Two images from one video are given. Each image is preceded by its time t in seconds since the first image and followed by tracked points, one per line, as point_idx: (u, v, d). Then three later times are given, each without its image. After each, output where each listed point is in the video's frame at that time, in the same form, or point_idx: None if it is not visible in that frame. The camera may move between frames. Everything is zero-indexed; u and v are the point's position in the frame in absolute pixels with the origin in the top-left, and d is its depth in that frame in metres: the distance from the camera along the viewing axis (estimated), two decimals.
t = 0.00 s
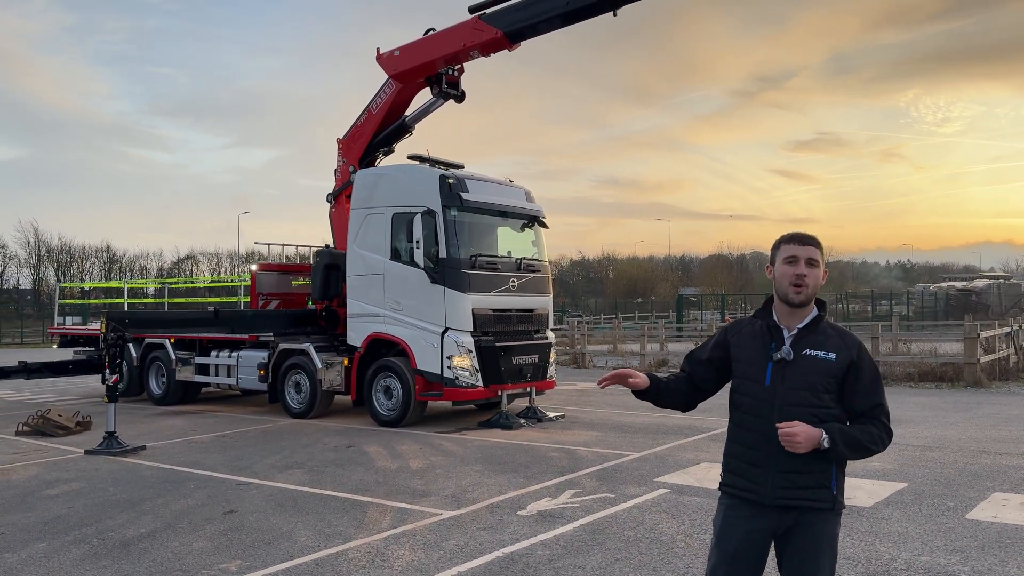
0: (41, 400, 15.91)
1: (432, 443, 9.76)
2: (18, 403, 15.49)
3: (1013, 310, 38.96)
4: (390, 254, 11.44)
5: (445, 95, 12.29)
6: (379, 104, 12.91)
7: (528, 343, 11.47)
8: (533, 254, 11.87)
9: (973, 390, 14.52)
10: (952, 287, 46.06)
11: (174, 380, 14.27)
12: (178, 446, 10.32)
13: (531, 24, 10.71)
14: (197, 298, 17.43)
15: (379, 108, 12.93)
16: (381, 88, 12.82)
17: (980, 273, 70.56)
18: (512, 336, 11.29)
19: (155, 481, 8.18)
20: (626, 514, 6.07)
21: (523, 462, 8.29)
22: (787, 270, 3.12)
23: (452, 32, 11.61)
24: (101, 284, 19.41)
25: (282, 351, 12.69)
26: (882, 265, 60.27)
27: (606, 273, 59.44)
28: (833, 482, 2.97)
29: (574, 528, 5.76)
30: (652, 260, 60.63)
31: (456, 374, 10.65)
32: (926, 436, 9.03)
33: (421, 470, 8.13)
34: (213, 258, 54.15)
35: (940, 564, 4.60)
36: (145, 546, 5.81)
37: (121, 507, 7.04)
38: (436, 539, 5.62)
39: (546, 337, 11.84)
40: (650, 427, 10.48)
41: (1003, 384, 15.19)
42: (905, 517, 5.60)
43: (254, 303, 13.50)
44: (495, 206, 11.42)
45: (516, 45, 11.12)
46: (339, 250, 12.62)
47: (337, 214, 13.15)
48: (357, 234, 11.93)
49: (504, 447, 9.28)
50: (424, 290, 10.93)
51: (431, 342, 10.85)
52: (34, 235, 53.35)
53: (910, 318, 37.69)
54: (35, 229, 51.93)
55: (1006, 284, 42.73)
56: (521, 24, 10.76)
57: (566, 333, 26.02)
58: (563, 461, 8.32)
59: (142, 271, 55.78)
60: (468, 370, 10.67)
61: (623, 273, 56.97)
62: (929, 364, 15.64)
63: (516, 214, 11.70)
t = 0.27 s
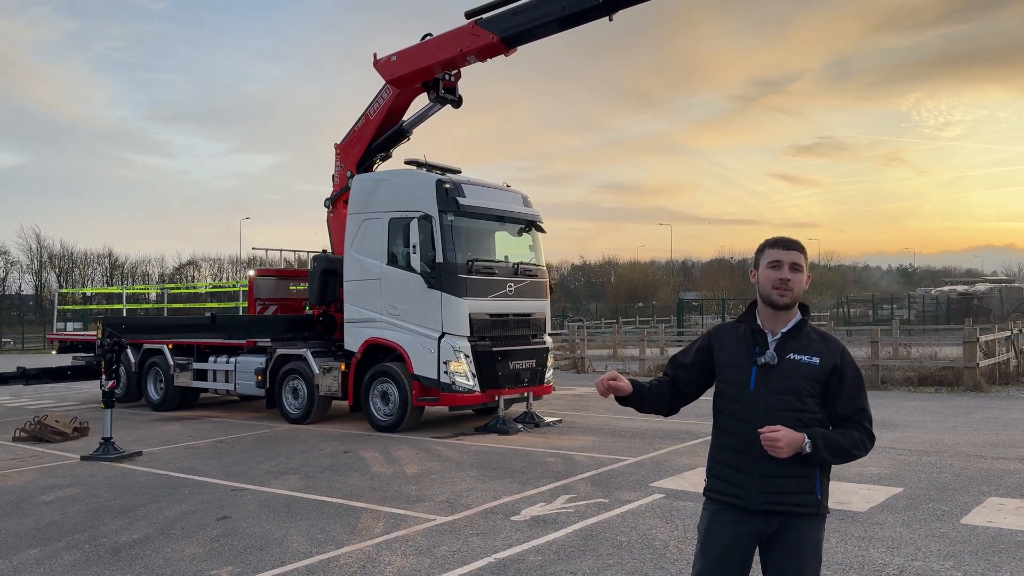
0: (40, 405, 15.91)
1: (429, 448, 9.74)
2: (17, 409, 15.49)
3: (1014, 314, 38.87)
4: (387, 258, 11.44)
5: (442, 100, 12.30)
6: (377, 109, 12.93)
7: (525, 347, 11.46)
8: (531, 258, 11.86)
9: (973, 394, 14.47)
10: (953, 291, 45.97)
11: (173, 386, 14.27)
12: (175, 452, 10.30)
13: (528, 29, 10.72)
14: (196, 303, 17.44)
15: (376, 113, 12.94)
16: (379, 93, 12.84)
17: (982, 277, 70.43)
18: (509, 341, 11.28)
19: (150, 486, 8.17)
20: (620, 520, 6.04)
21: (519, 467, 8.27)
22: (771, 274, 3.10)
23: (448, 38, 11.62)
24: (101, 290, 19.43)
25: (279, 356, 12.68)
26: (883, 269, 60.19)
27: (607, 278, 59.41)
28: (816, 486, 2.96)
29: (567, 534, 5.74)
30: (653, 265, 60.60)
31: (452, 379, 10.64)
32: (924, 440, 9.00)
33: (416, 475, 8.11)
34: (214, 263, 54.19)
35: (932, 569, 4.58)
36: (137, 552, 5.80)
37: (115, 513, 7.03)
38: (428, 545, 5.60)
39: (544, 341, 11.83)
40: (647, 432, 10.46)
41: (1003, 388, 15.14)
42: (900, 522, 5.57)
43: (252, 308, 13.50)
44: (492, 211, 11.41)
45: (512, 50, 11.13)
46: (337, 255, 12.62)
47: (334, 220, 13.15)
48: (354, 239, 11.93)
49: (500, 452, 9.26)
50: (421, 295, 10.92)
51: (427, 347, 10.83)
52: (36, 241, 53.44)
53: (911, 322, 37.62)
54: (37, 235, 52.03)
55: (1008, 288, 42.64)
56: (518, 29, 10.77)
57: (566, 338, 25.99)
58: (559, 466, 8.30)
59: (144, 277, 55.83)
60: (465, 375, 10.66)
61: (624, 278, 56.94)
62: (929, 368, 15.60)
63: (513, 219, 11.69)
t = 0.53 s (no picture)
0: (39, 410, 15.90)
1: (425, 452, 9.73)
2: (15, 414, 15.48)
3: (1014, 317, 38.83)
4: (384, 263, 11.44)
5: (440, 104, 12.32)
6: (374, 114, 12.94)
7: (522, 352, 11.45)
8: (528, 262, 11.86)
9: (972, 398, 14.44)
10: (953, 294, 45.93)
11: (170, 390, 14.26)
12: (171, 456, 10.29)
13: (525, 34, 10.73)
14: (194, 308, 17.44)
15: (373, 118, 12.95)
16: (376, 98, 12.85)
17: (983, 280, 70.41)
18: (507, 345, 11.27)
19: (145, 491, 8.15)
20: (614, 525, 6.03)
21: (515, 472, 8.25)
22: (755, 278, 3.10)
23: (444, 42, 11.64)
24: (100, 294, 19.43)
25: (277, 360, 12.68)
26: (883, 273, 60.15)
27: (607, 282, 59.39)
28: (801, 492, 2.95)
29: (561, 538, 5.73)
30: (653, 269, 60.60)
31: (449, 384, 10.63)
32: (920, 444, 8.99)
33: (412, 480, 8.09)
34: (214, 268, 54.22)
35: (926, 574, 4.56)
36: (131, 557, 5.78)
37: (110, 518, 7.02)
38: (422, 550, 5.59)
39: (541, 345, 11.82)
40: (644, 436, 10.44)
41: (1002, 391, 15.11)
42: (894, 526, 5.55)
43: (249, 313, 13.49)
44: (489, 215, 11.41)
45: (509, 54, 11.15)
46: (334, 259, 12.62)
47: (332, 224, 13.15)
48: (351, 243, 11.94)
49: (496, 457, 9.25)
50: (418, 299, 10.92)
51: (424, 351, 10.83)
52: (36, 246, 53.47)
53: (911, 325, 37.60)
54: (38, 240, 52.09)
55: (1008, 291, 42.60)
56: (515, 33, 10.78)
57: (565, 342, 25.96)
58: (555, 470, 8.29)
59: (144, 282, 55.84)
60: (461, 379, 10.64)
61: (624, 282, 56.93)
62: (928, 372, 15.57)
63: (510, 223, 11.69)
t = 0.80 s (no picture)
0: (35, 413, 15.85)
1: (421, 454, 9.70)
2: (11, 416, 15.43)
3: (1012, 318, 38.87)
4: (380, 265, 11.43)
5: (436, 106, 12.31)
6: (371, 116, 12.94)
7: (519, 353, 11.43)
8: (525, 264, 11.85)
9: (969, 399, 14.45)
10: (950, 296, 45.99)
11: (167, 393, 14.22)
12: (167, 459, 10.26)
13: (521, 35, 10.74)
14: (191, 310, 17.40)
15: (370, 119, 12.95)
16: (372, 100, 12.85)
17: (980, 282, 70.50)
18: (503, 347, 11.25)
19: (141, 494, 8.12)
20: (610, 526, 6.01)
21: (511, 474, 8.23)
22: (746, 277, 3.10)
23: (441, 44, 11.64)
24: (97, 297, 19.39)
25: (273, 363, 12.65)
26: (881, 275, 60.23)
27: (605, 284, 59.40)
28: (793, 492, 2.93)
29: (557, 540, 5.71)
30: (651, 271, 60.61)
31: (446, 385, 10.61)
32: (917, 445, 8.98)
33: (408, 481, 8.07)
34: (212, 270, 54.13)
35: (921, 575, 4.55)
36: (125, 560, 5.76)
37: (104, 520, 6.99)
38: (417, 552, 5.57)
39: (538, 347, 11.81)
40: (641, 438, 10.42)
41: (999, 392, 15.12)
42: (890, 527, 5.54)
43: (246, 315, 13.46)
44: (486, 217, 11.40)
45: (505, 56, 11.15)
46: (331, 261, 12.60)
47: (328, 226, 13.14)
48: (348, 245, 11.92)
49: (493, 459, 9.23)
50: (415, 301, 10.91)
51: (420, 353, 10.81)
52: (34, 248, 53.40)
53: (909, 327, 37.61)
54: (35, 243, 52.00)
55: (1005, 293, 42.65)
56: (512, 35, 10.78)
57: (563, 344, 25.95)
58: (552, 472, 8.27)
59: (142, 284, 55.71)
60: (458, 381, 10.62)
61: (622, 284, 56.91)
62: (925, 373, 15.58)
63: (507, 224, 11.68)
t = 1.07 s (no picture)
0: (28, 414, 15.76)
1: (417, 455, 9.66)
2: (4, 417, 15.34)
3: (1006, 318, 38.97)
4: (376, 264, 11.38)
5: (432, 105, 12.27)
6: (366, 115, 12.88)
7: (515, 353, 11.40)
8: (521, 264, 11.81)
9: (965, 399, 14.47)
10: (944, 296, 46.11)
11: (161, 393, 14.15)
12: (161, 460, 10.20)
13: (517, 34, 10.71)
14: (185, 310, 17.32)
15: (365, 119, 12.90)
16: (368, 99, 12.80)
17: (974, 282, 70.71)
18: (499, 347, 11.21)
19: (134, 496, 8.06)
20: (607, 527, 5.98)
21: (507, 474, 8.19)
22: (743, 276, 3.08)
23: (437, 43, 11.59)
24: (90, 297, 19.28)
25: (268, 363, 12.60)
26: (875, 275, 60.36)
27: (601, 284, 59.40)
28: (792, 493, 2.90)
29: (554, 541, 5.67)
30: (647, 271, 60.64)
31: (441, 386, 10.56)
32: (914, 445, 8.96)
33: (403, 482, 8.03)
34: (206, 271, 53.96)
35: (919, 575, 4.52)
36: (118, 562, 5.71)
37: (98, 522, 6.93)
38: (413, 554, 5.53)
39: (534, 347, 11.77)
40: (637, 438, 10.40)
41: (994, 392, 15.14)
42: (888, 528, 5.53)
43: (240, 315, 13.40)
44: (482, 216, 11.36)
45: (501, 55, 11.12)
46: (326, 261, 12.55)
47: (324, 225, 13.08)
48: (343, 245, 11.87)
49: (489, 459, 9.19)
50: (410, 301, 10.86)
51: (416, 353, 10.77)
52: (27, 249, 53.16)
53: (904, 327, 37.67)
54: (29, 244, 51.77)
55: (999, 293, 42.77)
56: (508, 34, 10.75)
57: (559, 344, 25.93)
58: (548, 472, 8.23)
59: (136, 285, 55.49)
60: (453, 381, 10.58)
61: (618, 284, 56.91)
62: (920, 373, 15.60)
63: (502, 224, 11.64)
